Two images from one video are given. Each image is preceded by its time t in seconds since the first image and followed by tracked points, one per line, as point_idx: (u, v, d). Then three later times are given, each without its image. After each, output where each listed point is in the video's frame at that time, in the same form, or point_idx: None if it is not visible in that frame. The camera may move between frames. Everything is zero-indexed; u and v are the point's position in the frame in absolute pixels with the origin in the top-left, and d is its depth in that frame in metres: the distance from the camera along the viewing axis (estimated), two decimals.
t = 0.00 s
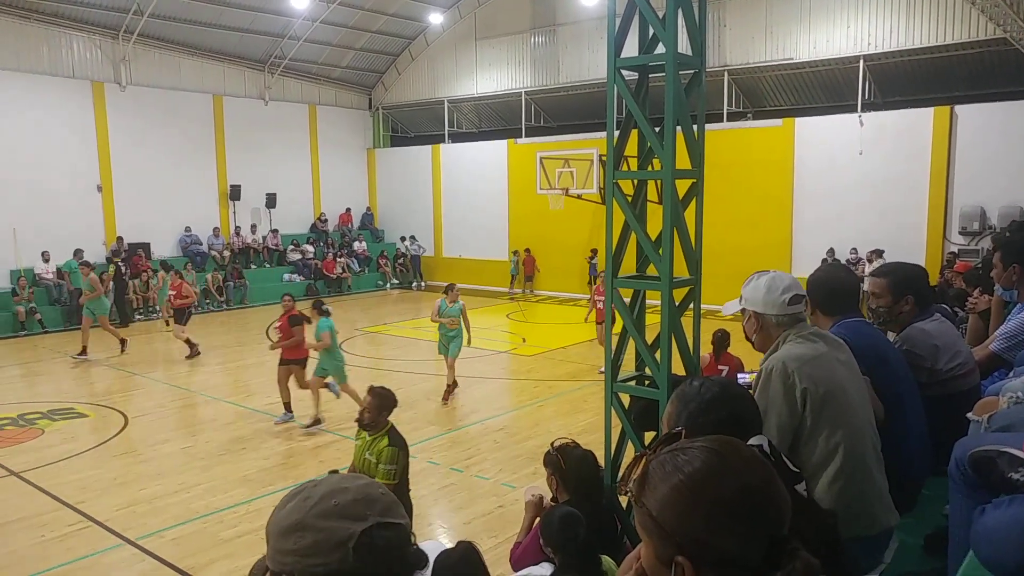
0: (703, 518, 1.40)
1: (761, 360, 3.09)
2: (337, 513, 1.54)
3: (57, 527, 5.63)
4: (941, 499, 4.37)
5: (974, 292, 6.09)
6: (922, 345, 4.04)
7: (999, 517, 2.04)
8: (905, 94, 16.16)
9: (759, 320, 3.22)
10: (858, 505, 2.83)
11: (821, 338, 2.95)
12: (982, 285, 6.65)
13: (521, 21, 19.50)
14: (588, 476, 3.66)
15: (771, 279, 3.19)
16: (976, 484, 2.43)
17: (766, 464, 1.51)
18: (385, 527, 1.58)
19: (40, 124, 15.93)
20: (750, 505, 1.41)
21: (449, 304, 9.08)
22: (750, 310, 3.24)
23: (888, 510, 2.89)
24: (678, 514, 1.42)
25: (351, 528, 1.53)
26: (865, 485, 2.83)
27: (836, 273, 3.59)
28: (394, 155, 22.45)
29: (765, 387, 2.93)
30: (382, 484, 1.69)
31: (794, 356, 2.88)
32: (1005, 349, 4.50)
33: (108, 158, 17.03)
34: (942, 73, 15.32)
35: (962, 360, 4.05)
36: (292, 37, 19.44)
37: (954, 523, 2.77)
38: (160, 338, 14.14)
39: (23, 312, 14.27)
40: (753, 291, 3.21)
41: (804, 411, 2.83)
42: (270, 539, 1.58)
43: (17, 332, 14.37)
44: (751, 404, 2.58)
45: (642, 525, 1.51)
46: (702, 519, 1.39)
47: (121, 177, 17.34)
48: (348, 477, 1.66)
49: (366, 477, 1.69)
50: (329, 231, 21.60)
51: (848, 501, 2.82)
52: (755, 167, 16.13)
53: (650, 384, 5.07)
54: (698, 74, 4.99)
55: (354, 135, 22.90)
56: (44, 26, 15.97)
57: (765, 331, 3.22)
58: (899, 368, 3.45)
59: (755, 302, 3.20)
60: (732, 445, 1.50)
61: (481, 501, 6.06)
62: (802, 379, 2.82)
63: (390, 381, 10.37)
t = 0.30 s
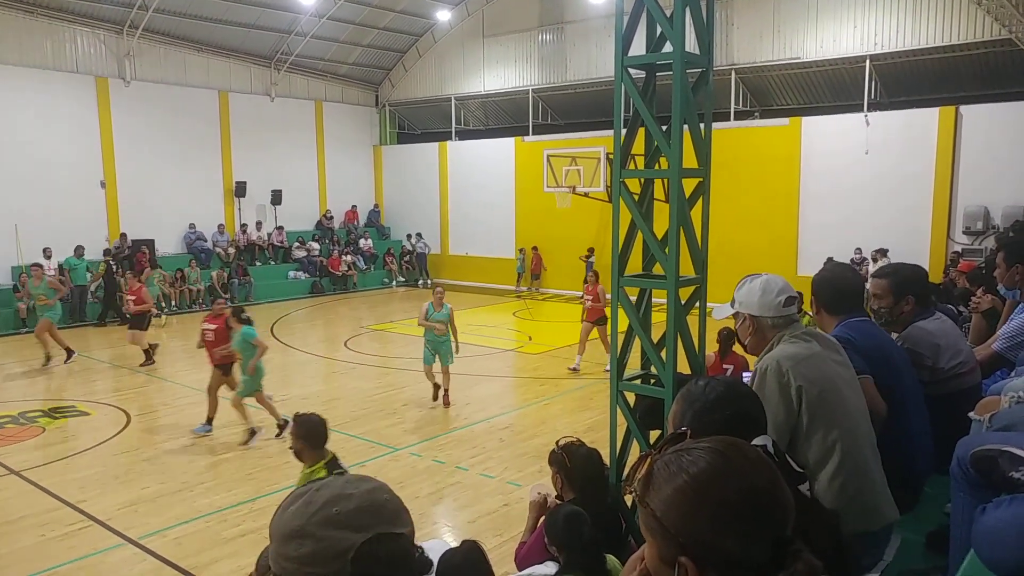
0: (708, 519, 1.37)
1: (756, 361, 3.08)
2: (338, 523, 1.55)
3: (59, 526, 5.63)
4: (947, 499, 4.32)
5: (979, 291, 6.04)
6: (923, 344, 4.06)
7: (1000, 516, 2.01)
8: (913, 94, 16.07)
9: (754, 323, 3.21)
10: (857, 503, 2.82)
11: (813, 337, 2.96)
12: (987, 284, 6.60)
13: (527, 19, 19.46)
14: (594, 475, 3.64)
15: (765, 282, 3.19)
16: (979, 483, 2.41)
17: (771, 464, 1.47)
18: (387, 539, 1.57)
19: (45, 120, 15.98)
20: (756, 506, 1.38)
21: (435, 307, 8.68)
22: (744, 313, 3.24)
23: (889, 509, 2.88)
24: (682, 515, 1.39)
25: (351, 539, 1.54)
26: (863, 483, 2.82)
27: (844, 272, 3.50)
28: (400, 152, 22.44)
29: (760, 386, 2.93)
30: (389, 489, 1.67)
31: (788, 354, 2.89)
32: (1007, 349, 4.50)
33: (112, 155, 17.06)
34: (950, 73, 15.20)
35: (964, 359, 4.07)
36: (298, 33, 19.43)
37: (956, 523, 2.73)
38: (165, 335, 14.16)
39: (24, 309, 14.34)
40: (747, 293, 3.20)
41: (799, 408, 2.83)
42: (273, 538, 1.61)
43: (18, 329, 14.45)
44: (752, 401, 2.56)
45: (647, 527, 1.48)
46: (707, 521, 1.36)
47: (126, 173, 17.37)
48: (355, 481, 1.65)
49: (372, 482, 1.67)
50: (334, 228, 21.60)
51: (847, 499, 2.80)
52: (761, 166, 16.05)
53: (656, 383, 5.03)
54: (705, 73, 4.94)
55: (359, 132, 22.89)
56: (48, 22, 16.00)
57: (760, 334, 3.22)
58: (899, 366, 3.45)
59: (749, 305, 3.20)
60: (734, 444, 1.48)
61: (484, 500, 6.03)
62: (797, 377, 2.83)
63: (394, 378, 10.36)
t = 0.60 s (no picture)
0: (703, 521, 1.37)
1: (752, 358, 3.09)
2: (295, 541, 1.55)
3: (55, 528, 5.62)
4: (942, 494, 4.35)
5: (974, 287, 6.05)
6: (910, 339, 4.25)
7: (996, 513, 2.03)
8: (908, 91, 16.11)
9: (751, 321, 3.22)
10: (854, 500, 2.84)
11: (810, 335, 2.97)
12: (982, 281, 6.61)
13: (521, 17, 19.45)
14: (589, 472, 3.65)
15: (762, 280, 3.20)
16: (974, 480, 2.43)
17: (767, 464, 1.48)
18: (343, 557, 1.52)
19: (38, 122, 15.92)
20: (751, 505, 1.39)
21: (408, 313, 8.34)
22: (741, 310, 3.25)
23: (886, 506, 2.89)
24: (678, 515, 1.39)
25: (304, 558, 1.53)
26: (860, 480, 2.83)
27: (837, 270, 3.52)
28: (395, 151, 22.41)
29: (758, 383, 2.94)
30: (361, 500, 1.59)
31: (785, 352, 2.90)
32: (1003, 344, 4.51)
33: (106, 156, 17.00)
34: (944, 69, 15.23)
35: (950, 353, 4.23)
36: (292, 33, 19.39)
37: (953, 521, 2.75)
38: (161, 336, 14.12)
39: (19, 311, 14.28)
40: (744, 291, 3.22)
41: (797, 406, 2.84)
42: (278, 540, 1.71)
43: (13, 331, 14.41)
44: (749, 399, 2.57)
45: (642, 527, 1.48)
46: (703, 520, 1.37)
47: (120, 174, 17.31)
48: (327, 491, 1.61)
49: (346, 490, 1.61)
50: (330, 228, 21.57)
51: (844, 496, 2.82)
52: (756, 164, 16.09)
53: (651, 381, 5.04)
54: (699, 71, 4.95)
55: (355, 132, 22.86)
56: (41, 22, 15.94)
57: (757, 332, 3.23)
58: (895, 364, 3.48)
59: (747, 302, 3.21)
60: (729, 444, 1.48)
61: (482, 499, 6.04)
62: (794, 375, 2.84)
63: (390, 378, 10.36)
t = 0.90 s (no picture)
0: (702, 519, 1.38)
1: (760, 353, 3.09)
2: (325, 522, 1.54)
3: (55, 526, 5.62)
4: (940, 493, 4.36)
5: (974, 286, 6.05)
6: (901, 337, 4.28)
7: (994, 511, 2.04)
8: (907, 89, 16.11)
9: (761, 315, 3.24)
10: (857, 499, 2.85)
11: (819, 333, 2.98)
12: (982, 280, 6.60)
13: (521, 15, 19.44)
14: (589, 470, 3.65)
15: (774, 275, 3.21)
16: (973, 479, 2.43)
17: (765, 461, 1.49)
18: (379, 534, 1.55)
19: (38, 120, 15.91)
20: (749, 504, 1.39)
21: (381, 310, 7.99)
22: (752, 304, 3.25)
23: (887, 506, 2.90)
24: (677, 513, 1.40)
25: (341, 537, 1.53)
26: (864, 479, 2.84)
27: (838, 268, 3.52)
28: (394, 149, 22.40)
29: (766, 380, 2.94)
30: (382, 486, 1.65)
31: (793, 349, 2.90)
32: (1004, 343, 4.50)
33: (106, 155, 16.99)
34: (943, 67, 15.23)
35: (943, 350, 4.24)
36: (292, 31, 19.38)
37: (952, 519, 2.75)
38: (160, 334, 14.12)
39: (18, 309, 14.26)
40: (756, 285, 3.22)
41: (804, 404, 2.85)
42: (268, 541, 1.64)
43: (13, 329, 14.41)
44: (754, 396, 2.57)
45: (641, 523, 1.49)
46: (701, 517, 1.38)
47: (119, 172, 17.30)
48: (344, 480, 1.64)
49: (364, 478, 1.66)
50: (330, 226, 21.57)
51: (847, 495, 2.83)
52: (755, 162, 16.09)
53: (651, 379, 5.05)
54: (698, 69, 4.95)
55: (354, 130, 22.86)
56: (41, 20, 15.94)
57: (767, 326, 3.24)
58: (897, 364, 3.48)
59: (757, 297, 3.22)
60: (728, 441, 1.49)
61: (481, 497, 6.04)
62: (802, 372, 2.84)
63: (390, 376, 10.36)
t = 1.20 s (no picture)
0: (696, 517, 1.38)
1: (760, 353, 3.10)
2: (360, 510, 1.58)
3: (49, 525, 5.61)
4: (936, 491, 4.37)
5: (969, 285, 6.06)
6: (897, 337, 4.29)
7: (989, 509, 2.04)
8: (903, 89, 16.15)
9: (760, 314, 3.25)
10: (856, 498, 2.86)
11: (818, 332, 2.99)
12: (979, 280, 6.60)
13: (518, 15, 19.43)
14: (586, 469, 3.66)
15: (773, 273, 3.22)
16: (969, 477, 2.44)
17: (761, 460, 1.49)
18: (405, 527, 1.65)
19: (33, 119, 15.87)
20: (745, 502, 1.39)
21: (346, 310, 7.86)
22: (751, 303, 3.26)
23: (884, 505, 2.92)
24: (673, 512, 1.40)
25: (380, 525, 1.58)
26: (863, 478, 2.86)
27: (835, 267, 3.54)
28: (391, 147, 22.37)
29: (766, 380, 2.95)
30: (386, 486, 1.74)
31: (793, 349, 2.91)
32: (999, 343, 4.51)
33: (102, 154, 16.95)
34: (940, 67, 15.26)
35: (938, 348, 4.26)
36: (288, 30, 19.35)
37: (948, 517, 2.76)
38: (156, 333, 14.10)
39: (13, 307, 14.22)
40: (755, 283, 3.23)
41: (804, 403, 2.85)
42: (270, 533, 1.56)
43: (8, 327, 14.37)
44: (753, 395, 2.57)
45: (638, 523, 1.49)
46: (696, 515, 1.38)
47: (115, 171, 17.26)
48: (359, 476, 1.69)
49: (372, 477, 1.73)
50: (326, 225, 21.53)
51: (847, 494, 2.84)
52: (751, 162, 16.12)
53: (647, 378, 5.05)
54: (695, 68, 4.94)
55: (350, 128, 22.83)
56: (37, 18, 15.89)
57: (767, 325, 3.25)
58: (894, 363, 3.49)
59: (757, 296, 3.23)
60: (725, 440, 1.49)
61: (478, 496, 6.04)
62: (802, 372, 2.85)
63: (386, 375, 10.35)
